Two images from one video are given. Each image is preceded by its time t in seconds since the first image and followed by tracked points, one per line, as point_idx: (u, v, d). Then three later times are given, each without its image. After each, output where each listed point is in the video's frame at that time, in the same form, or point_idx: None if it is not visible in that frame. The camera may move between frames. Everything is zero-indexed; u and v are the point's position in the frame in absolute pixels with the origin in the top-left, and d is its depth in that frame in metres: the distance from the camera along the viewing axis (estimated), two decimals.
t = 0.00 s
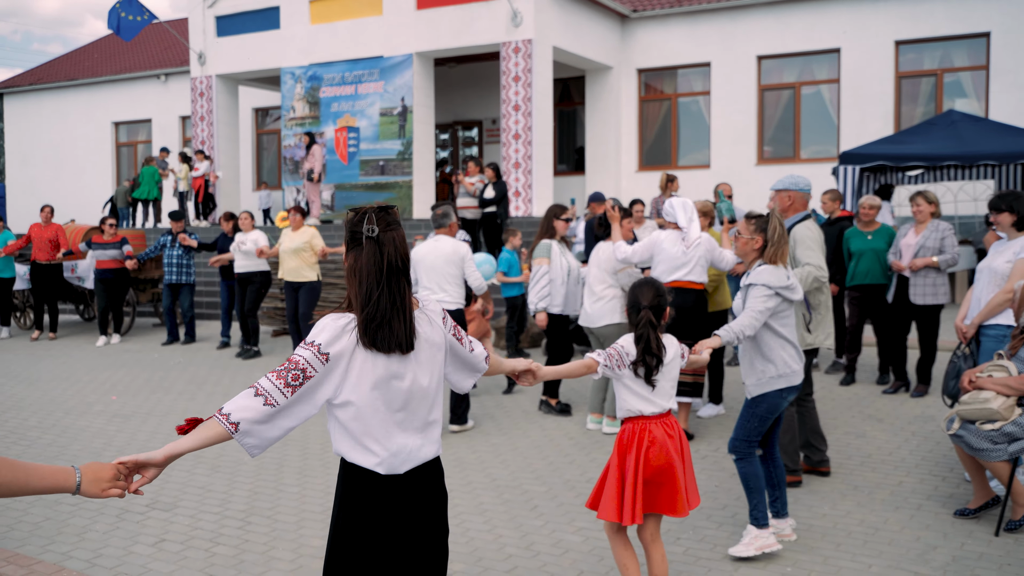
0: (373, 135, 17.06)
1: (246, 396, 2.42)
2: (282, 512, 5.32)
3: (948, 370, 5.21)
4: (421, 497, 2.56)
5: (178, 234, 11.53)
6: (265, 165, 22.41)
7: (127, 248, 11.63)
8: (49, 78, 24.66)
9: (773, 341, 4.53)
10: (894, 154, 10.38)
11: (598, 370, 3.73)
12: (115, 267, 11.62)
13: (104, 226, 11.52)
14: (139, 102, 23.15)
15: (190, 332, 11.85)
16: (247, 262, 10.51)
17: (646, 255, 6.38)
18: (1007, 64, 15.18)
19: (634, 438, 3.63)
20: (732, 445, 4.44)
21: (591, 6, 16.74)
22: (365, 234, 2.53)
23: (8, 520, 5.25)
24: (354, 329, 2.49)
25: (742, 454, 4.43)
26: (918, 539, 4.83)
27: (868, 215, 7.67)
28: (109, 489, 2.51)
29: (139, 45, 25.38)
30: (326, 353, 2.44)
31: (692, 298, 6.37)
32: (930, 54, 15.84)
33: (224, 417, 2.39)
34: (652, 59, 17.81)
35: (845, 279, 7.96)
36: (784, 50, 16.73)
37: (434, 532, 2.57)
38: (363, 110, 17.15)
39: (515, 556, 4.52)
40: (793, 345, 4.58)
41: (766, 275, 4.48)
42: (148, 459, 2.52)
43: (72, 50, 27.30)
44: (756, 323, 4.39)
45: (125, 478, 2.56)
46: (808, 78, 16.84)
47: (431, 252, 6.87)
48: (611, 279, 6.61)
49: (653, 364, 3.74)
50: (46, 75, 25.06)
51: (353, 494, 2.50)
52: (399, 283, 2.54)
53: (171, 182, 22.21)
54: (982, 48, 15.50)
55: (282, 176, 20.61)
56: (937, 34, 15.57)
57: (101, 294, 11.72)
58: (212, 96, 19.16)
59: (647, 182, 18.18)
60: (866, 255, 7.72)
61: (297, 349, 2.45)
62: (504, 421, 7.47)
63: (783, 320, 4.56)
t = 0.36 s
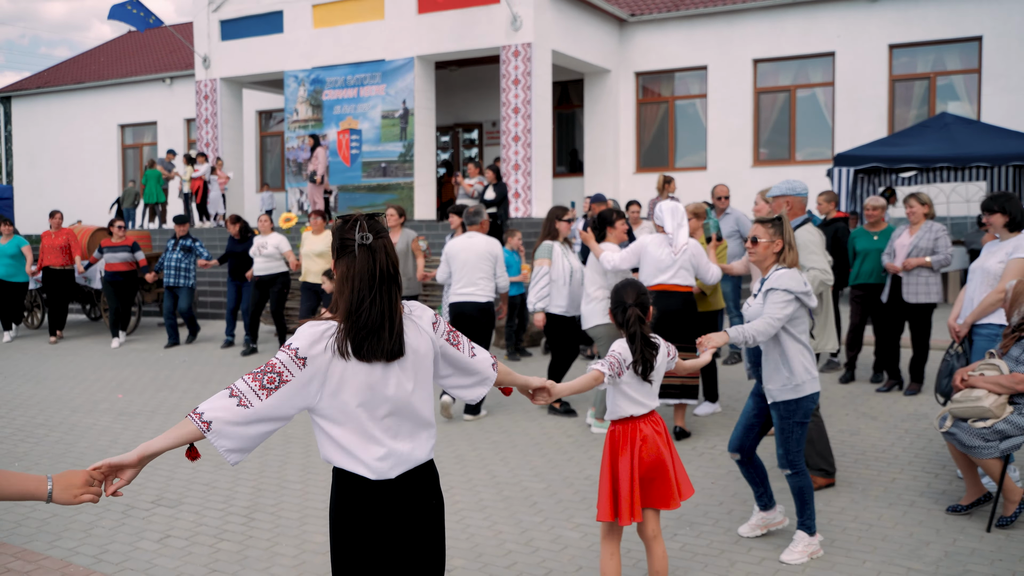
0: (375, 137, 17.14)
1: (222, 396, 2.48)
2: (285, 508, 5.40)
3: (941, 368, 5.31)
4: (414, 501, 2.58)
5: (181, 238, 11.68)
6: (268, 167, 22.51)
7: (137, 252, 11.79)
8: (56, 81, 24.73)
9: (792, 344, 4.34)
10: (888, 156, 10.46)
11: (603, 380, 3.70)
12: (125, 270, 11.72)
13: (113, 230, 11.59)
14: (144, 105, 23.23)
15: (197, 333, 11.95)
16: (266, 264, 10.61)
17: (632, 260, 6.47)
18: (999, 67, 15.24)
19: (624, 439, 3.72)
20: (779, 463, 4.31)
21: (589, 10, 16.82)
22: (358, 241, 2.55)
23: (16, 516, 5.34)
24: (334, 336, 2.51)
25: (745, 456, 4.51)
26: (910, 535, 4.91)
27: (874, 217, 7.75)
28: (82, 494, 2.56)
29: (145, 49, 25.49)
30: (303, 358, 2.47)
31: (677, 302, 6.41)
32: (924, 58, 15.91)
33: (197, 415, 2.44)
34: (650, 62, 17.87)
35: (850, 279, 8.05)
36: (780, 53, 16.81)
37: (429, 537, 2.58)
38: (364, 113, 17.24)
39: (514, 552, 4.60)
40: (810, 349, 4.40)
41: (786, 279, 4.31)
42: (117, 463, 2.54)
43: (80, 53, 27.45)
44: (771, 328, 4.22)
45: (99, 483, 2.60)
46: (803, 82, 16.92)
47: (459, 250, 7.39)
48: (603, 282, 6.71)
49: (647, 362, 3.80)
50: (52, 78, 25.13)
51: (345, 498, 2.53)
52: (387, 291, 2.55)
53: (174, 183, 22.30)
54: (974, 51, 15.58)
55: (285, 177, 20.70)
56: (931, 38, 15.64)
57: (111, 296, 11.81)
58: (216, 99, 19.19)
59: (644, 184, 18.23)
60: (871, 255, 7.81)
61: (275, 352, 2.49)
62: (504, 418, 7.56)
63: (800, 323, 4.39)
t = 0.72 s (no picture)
0: (377, 141, 17.25)
1: (184, 413, 2.48)
2: (289, 505, 5.51)
3: (932, 367, 5.41)
4: (382, 513, 2.54)
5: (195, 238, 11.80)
6: (272, 170, 22.64)
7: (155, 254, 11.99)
8: (64, 85, 24.82)
9: (785, 348, 4.39)
10: (880, 159, 10.56)
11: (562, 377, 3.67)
12: (142, 271, 11.87)
13: (131, 231, 11.76)
14: (151, 109, 23.39)
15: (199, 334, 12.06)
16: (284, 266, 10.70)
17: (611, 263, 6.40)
18: (990, 72, 15.34)
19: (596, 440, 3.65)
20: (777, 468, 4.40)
21: (588, 16, 16.95)
22: (323, 256, 2.54)
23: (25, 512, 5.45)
24: (297, 353, 2.48)
25: (740, 466, 4.42)
26: (903, 531, 5.01)
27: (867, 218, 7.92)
28: (51, 506, 2.70)
29: (153, 54, 25.64)
30: (264, 375, 2.46)
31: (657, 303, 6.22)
32: (916, 63, 16.02)
33: (161, 432, 2.46)
34: (647, 67, 17.95)
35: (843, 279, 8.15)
36: (775, 58, 16.90)
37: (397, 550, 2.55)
38: (367, 117, 17.32)
39: (514, 547, 4.70)
40: (804, 354, 4.44)
41: (784, 282, 4.38)
42: (80, 475, 2.65)
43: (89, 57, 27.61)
44: (763, 328, 4.30)
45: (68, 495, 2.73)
46: (797, 86, 17.02)
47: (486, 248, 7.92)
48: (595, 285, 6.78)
49: (613, 365, 3.72)
50: (60, 81, 25.26)
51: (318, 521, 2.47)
52: (352, 306, 2.53)
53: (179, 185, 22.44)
54: (965, 57, 15.69)
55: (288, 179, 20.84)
56: (923, 43, 15.74)
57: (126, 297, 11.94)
58: (221, 103, 19.26)
59: (641, 187, 18.25)
60: (864, 256, 7.92)
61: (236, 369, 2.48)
62: (504, 416, 7.65)
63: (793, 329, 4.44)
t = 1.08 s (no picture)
0: (381, 144, 17.41)
1: (121, 442, 2.49)
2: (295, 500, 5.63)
3: (924, 366, 5.52)
4: (298, 532, 2.61)
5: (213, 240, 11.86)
6: (278, 173, 22.82)
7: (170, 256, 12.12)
8: (75, 90, 24.96)
9: (740, 363, 4.35)
10: (874, 162, 10.66)
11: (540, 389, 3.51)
12: (161, 271, 11.98)
13: (150, 232, 12.00)
14: (160, 113, 23.59)
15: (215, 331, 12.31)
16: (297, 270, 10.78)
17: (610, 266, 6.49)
18: (981, 77, 15.42)
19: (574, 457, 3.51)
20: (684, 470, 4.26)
21: (586, 22, 17.07)
22: (250, 271, 2.55)
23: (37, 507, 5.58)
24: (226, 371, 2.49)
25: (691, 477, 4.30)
26: (896, 526, 5.13)
27: (854, 219, 8.07)
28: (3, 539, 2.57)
29: (161, 59, 25.80)
30: (196, 396, 2.48)
31: (655, 305, 6.30)
32: (908, 68, 16.12)
33: (100, 463, 2.47)
34: (644, 73, 18.08)
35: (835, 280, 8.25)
36: (770, 63, 17.01)
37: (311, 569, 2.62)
38: (371, 121, 17.47)
39: (514, 542, 4.83)
40: (757, 372, 4.40)
41: (744, 296, 4.31)
42: (26, 508, 2.52)
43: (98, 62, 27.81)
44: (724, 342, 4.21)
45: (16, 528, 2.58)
46: (791, 91, 17.13)
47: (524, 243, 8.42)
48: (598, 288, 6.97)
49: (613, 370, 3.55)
50: (71, 86, 25.36)
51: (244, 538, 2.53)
52: (282, 321, 2.56)
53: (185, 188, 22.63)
54: (957, 61, 15.75)
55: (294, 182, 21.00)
56: (915, 49, 15.82)
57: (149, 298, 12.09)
58: (228, 108, 19.37)
59: (639, 189, 18.40)
60: (854, 256, 8.01)
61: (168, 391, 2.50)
62: (504, 414, 7.78)
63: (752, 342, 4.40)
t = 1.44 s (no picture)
0: (385, 147, 17.58)
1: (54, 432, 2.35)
2: (301, 496, 5.74)
3: (918, 365, 5.64)
4: (241, 543, 2.44)
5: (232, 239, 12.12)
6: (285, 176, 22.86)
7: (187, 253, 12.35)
8: (87, 94, 25.11)
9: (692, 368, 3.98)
10: (869, 165, 10.75)
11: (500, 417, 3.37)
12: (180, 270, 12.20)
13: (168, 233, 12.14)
14: (170, 117, 23.77)
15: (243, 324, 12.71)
16: (315, 268, 11.03)
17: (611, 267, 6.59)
18: (974, 82, 15.50)
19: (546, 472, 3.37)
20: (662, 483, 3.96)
21: (586, 27, 17.19)
22: (206, 258, 2.43)
23: (49, 503, 5.70)
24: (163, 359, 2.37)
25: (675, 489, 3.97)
26: (890, 522, 5.23)
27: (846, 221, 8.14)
28: None
29: (169, 62, 25.99)
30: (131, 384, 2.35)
31: (656, 305, 6.40)
32: (901, 73, 16.20)
33: (32, 459, 2.32)
34: (643, 77, 18.20)
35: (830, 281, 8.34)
36: (766, 67, 17.12)
37: None
38: (375, 124, 17.64)
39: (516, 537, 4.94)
40: (724, 373, 4.00)
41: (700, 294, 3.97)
42: None
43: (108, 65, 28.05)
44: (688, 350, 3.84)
45: None
46: (787, 95, 17.25)
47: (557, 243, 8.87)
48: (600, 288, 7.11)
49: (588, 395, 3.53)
50: (83, 91, 25.49)
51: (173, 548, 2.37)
52: (231, 312, 2.42)
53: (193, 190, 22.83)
54: (950, 66, 15.84)
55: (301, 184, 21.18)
56: (909, 54, 15.91)
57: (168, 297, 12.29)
58: (236, 111, 19.48)
59: (639, 191, 18.54)
60: (849, 258, 8.09)
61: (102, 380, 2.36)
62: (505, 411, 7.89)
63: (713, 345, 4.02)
